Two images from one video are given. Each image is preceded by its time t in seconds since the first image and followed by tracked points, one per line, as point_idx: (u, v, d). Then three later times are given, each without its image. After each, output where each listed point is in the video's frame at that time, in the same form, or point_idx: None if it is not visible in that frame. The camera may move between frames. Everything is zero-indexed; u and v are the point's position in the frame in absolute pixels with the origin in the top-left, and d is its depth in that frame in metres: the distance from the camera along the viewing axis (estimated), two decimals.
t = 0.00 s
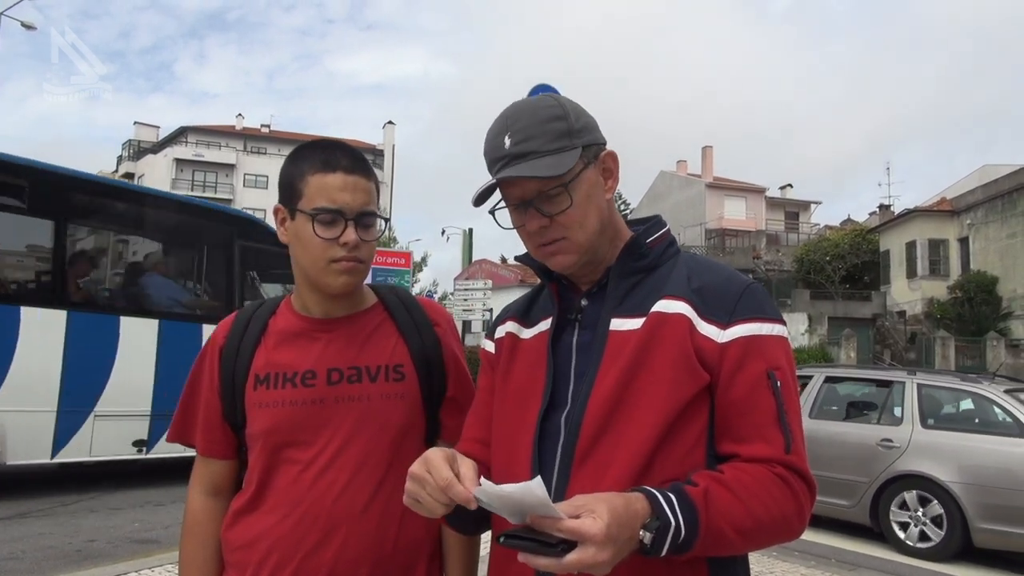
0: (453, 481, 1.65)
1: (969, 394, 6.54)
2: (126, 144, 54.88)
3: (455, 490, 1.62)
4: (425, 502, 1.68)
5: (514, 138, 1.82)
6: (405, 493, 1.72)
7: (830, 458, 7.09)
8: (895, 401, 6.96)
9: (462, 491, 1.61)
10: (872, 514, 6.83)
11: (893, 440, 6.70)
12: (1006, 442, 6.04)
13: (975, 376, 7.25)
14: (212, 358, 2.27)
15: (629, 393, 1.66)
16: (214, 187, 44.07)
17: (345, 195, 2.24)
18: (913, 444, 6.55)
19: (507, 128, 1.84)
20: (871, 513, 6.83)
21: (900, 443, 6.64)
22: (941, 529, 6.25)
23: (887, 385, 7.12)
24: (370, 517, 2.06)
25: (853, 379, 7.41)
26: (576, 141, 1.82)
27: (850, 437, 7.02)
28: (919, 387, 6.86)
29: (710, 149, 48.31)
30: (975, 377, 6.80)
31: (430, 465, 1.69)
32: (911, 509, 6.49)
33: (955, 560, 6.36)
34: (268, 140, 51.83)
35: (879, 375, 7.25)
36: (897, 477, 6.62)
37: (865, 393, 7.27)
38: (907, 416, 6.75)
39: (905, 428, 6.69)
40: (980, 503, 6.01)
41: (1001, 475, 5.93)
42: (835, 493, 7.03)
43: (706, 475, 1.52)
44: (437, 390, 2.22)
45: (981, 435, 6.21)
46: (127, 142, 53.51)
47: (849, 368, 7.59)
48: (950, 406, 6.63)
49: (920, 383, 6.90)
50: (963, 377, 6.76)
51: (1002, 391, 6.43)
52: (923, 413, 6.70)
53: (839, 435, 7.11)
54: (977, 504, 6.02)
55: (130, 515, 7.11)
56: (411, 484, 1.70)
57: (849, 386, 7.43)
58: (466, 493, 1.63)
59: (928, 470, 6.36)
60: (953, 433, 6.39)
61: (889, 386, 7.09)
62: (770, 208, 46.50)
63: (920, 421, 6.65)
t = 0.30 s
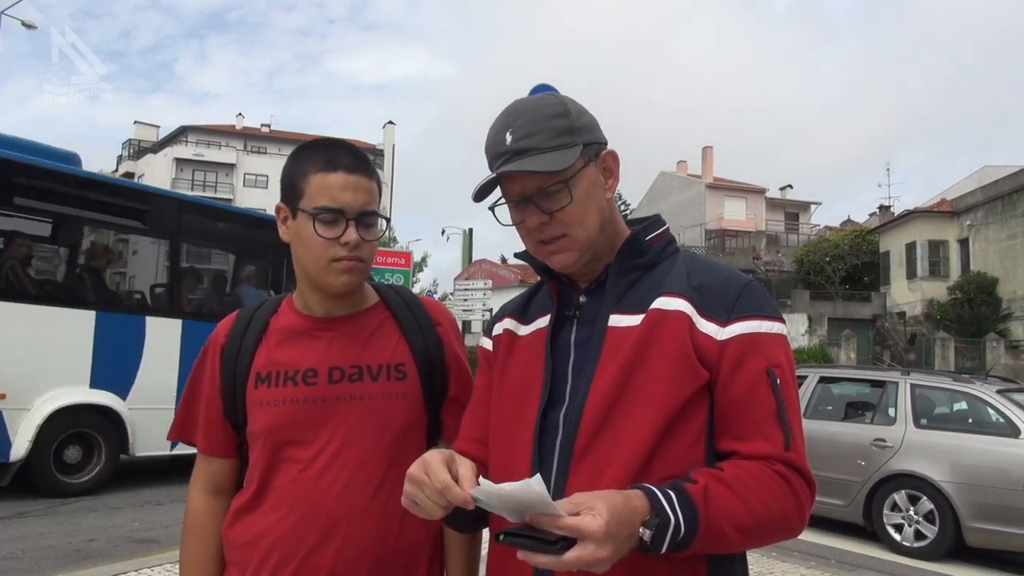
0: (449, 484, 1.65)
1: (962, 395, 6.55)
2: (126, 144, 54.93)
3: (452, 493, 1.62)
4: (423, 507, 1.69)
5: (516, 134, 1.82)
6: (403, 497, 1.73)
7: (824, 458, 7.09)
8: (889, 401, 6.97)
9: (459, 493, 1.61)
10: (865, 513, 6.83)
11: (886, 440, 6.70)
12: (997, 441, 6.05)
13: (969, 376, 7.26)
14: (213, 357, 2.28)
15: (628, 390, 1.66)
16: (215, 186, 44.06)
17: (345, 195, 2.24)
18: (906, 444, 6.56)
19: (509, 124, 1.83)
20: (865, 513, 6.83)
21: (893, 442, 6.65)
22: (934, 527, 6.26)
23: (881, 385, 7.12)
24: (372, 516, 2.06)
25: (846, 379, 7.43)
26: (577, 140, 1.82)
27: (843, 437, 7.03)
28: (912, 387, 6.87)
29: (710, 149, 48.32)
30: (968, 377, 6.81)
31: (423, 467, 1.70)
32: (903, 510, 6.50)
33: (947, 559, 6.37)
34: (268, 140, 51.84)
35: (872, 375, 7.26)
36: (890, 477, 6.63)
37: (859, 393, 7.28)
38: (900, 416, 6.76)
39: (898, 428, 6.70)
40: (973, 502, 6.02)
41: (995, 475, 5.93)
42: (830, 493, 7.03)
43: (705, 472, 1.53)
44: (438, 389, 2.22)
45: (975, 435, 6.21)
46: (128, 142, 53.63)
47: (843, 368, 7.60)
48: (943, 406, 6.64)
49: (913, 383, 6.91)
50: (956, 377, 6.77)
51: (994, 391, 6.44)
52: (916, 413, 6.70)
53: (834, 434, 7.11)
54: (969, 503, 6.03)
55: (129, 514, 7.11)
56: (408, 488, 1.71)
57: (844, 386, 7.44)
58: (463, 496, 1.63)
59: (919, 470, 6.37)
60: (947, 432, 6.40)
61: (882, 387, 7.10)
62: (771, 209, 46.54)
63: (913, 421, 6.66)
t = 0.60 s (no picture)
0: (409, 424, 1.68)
1: (958, 395, 6.54)
2: (126, 143, 55.00)
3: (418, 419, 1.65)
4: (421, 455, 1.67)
5: (531, 107, 1.86)
6: (408, 475, 1.70)
7: (822, 458, 7.09)
8: (885, 400, 6.97)
9: (415, 414, 1.65)
10: (861, 512, 6.83)
11: (883, 439, 6.70)
12: (991, 441, 6.06)
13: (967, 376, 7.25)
14: (216, 355, 2.28)
15: (630, 392, 1.66)
16: (214, 186, 44.04)
17: (349, 198, 2.25)
18: (901, 444, 6.56)
19: (525, 100, 1.88)
20: (861, 512, 6.83)
21: (889, 442, 6.65)
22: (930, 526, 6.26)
23: (878, 385, 7.12)
24: (374, 517, 2.06)
25: (843, 378, 7.43)
26: (590, 120, 1.90)
27: (840, 436, 7.03)
28: (909, 387, 6.87)
29: (710, 149, 48.30)
30: (964, 377, 6.80)
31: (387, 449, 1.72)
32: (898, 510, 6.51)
33: (945, 559, 6.37)
34: (267, 140, 51.81)
35: (869, 375, 7.26)
36: (886, 476, 6.63)
37: (857, 393, 7.27)
38: (897, 416, 6.76)
39: (894, 428, 6.70)
40: (968, 502, 6.02)
41: (990, 474, 5.93)
42: (826, 492, 7.04)
43: (706, 475, 1.53)
44: (440, 389, 2.22)
45: (971, 435, 6.21)
46: (127, 142, 53.67)
47: (840, 368, 7.60)
48: (940, 406, 6.63)
49: (910, 383, 6.91)
50: (953, 377, 6.77)
51: (990, 391, 6.43)
52: (913, 413, 6.71)
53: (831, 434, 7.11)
54: (965, 503, 6.03)
55: (129, 513, 7.11)
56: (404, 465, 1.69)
57: (841, 386, 7.43)
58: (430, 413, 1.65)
59: (915, 469, 6.38)
60: (942, 432, 6.40)
61: (879, 386, 7.10)
62: (771, 209, 46.54)
63: (909, 421, 6.66)
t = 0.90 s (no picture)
0: (395, 354, 1.81)
1: (957, 395, 6.55)
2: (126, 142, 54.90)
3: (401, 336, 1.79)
4: (426, 357, 1.79)
5: (537, 103, 1.87)
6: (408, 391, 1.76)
7: (821, 457, 7.11)
8: (884, 400, 6.98)
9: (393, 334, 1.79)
10: (859, 511, 6.85)
11: (881, 438, 6.72)
12: (989, 441, 6.08)
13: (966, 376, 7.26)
14: (218, 352, 2.28)
15: (631, 390, 1.67)
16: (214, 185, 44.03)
17: (351, 193, 2.25)
18: (900, 443, 6.58)
19: (531, 95, 1.89)
20: (860, 511, 6.84)
21: (887, 442, 6.67)
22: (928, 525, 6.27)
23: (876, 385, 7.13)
24: (375, 515, 2.07)
25: (843, 378, 7.44)
26: (595, 119, 1.91)
27: (840, 436, 7.04)
28: (907, 386, 6.89)
29: (710, 147, 48.29)
30: (963, 377, 6.82)
31: (402, 394, 1.76)
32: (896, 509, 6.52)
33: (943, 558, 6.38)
34: (267, 139, 51.79)
35: (868, 374, 7.28)
36: (884, 475, 6.65)
37: (856, 392, 7.29)
38: (895, 415, 6.78)
39: (893, 427, 6.72)
40: (966, 501, 6.04)
41: (988, 473, 5.94)
42: (825, 492, 7.05)
43: (706, 472, 1.54)
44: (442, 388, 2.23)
45: (969, 435, 6.22)
46: (127, 141, 53.68)
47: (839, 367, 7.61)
48: (938, 405, 6.65)
49: (908, 382, 6.93)
50: (951, 377, 6.79)
51: (988, 390, 6.44)
52: (911, 412, 6.73)
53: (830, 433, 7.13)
54: (963, 502, 6.05)
55: (129, 512, 7.11)
56: (427, 384, 1.76)
57: (840, 386, 7.44)
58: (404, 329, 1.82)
59: (913, 468, 6.40)
60: (941, 431, 6.41)
61: (878, 385, 7.12)
62: (771, 209, 46.54)
63: (908, 420, 6.67)
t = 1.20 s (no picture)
0: (392, 394, 1.79)
1: (956, 394, 6.55)
2: (126, 140, 54.97)
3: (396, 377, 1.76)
4: (424, 394, 1.78)
5: (541, 99, 1.87)
6: (412, 434, 1.77)
7: (820, 456, 7.11)
8: (884, 399, 6.98)
9: (387, 376, 1.76)
10: (858, 511, 6.85)
11: (880, 438, 6.73)
12: (987, 440, 6.09)
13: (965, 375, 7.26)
14: (218, 351, 2.28)
15: (630, 389, 1.67)
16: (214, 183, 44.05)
17: (356, 186, 2.26)
18: (899, 442, 6.58)
19: (535, 91, 1.88)
20: (859, 510, 6.84)
21: (887, 441, 6.67)
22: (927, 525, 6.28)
23: (876, 384, 7.14)
24: (375, 513, 2.07)
25: (842, 377, 7.44)
26: (598, 117, 1.91)
27: (839, 435, 7.04)
28: (906, 386, 6.89)
29: (710, 147, 48.27)
30: (962, 376, 6.83)
31: (404, 431, 1.77)
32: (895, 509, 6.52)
33: (942, 558, 6.38)
34: (267, 137, 51.75)
35: (868, 373, 7.28)
36: (883, 475, 6.65)
37: (855, 391, 7.29)
38: (894, 415, 6.78)
39: (892, 426, 6.73)
40: (965, 501, 6.04)
41: (987, 472, 5.95)
42: (824, 491, 7.06)
43: (705, 471, 1.54)
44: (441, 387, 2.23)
45: (968, 434, 6.23)
46: (127, 139, 53.71)
47: (838, 367, 7.62)
48: (938, 404, 6.65)
49: (908, 381, 6.93)
50: (951, 376, 6.80)
51: (988, 390, 6.45)
52: (910, 412, 6.73)
53: (829, 432, 7.13)
54: (961, 501, 6.06)
55: (129, 510, 7.12)
56: (431, 421, 1.77)
57: (840, 385, 7.44)
58: (395, 369, 1.79)
59: (912, 468, 6.40)
60: (940, 431, 6.41)
61: (877, 385, 7.13)
62: (771, 208, 46.54)
63: (906, 419, 6.68)
